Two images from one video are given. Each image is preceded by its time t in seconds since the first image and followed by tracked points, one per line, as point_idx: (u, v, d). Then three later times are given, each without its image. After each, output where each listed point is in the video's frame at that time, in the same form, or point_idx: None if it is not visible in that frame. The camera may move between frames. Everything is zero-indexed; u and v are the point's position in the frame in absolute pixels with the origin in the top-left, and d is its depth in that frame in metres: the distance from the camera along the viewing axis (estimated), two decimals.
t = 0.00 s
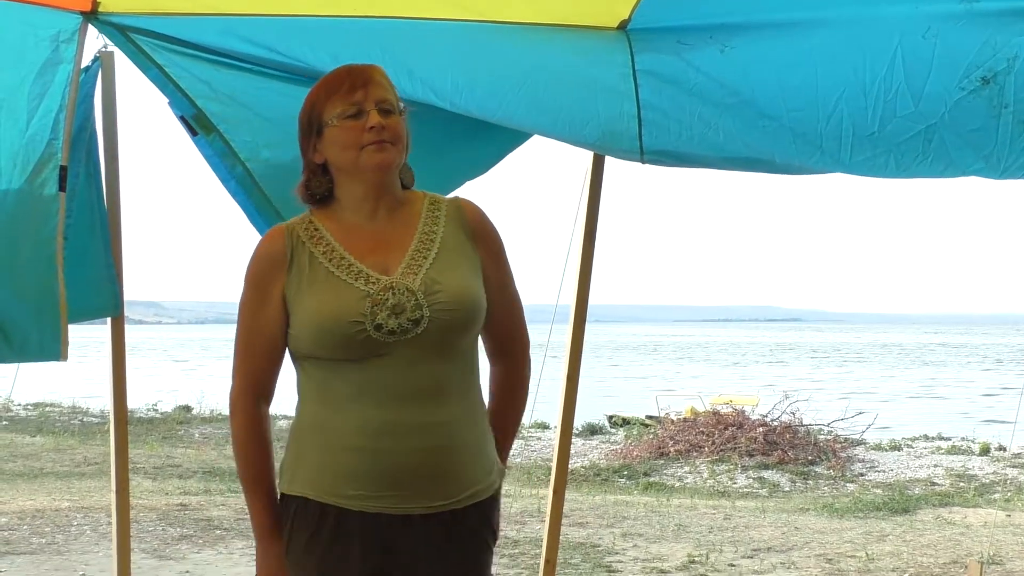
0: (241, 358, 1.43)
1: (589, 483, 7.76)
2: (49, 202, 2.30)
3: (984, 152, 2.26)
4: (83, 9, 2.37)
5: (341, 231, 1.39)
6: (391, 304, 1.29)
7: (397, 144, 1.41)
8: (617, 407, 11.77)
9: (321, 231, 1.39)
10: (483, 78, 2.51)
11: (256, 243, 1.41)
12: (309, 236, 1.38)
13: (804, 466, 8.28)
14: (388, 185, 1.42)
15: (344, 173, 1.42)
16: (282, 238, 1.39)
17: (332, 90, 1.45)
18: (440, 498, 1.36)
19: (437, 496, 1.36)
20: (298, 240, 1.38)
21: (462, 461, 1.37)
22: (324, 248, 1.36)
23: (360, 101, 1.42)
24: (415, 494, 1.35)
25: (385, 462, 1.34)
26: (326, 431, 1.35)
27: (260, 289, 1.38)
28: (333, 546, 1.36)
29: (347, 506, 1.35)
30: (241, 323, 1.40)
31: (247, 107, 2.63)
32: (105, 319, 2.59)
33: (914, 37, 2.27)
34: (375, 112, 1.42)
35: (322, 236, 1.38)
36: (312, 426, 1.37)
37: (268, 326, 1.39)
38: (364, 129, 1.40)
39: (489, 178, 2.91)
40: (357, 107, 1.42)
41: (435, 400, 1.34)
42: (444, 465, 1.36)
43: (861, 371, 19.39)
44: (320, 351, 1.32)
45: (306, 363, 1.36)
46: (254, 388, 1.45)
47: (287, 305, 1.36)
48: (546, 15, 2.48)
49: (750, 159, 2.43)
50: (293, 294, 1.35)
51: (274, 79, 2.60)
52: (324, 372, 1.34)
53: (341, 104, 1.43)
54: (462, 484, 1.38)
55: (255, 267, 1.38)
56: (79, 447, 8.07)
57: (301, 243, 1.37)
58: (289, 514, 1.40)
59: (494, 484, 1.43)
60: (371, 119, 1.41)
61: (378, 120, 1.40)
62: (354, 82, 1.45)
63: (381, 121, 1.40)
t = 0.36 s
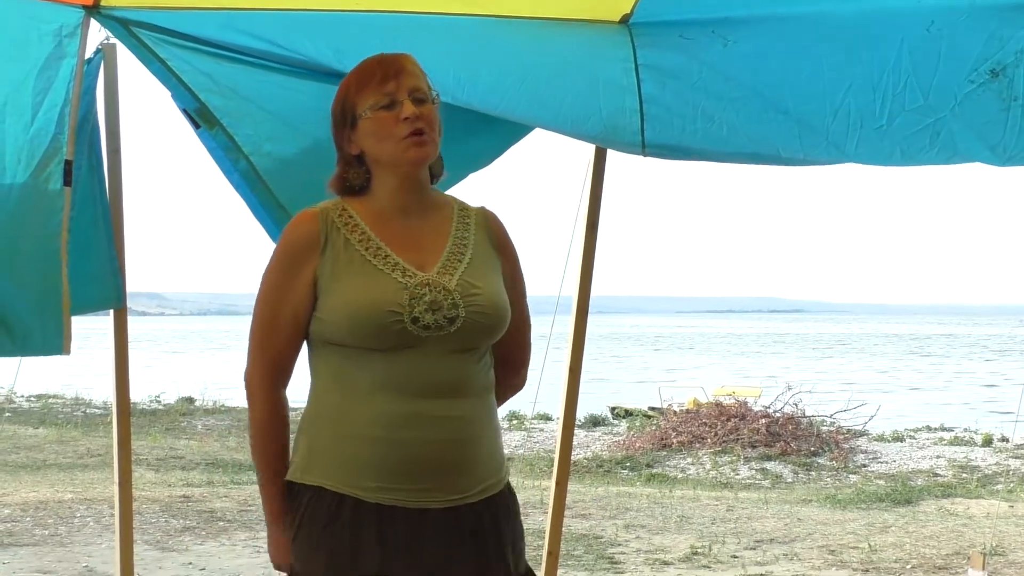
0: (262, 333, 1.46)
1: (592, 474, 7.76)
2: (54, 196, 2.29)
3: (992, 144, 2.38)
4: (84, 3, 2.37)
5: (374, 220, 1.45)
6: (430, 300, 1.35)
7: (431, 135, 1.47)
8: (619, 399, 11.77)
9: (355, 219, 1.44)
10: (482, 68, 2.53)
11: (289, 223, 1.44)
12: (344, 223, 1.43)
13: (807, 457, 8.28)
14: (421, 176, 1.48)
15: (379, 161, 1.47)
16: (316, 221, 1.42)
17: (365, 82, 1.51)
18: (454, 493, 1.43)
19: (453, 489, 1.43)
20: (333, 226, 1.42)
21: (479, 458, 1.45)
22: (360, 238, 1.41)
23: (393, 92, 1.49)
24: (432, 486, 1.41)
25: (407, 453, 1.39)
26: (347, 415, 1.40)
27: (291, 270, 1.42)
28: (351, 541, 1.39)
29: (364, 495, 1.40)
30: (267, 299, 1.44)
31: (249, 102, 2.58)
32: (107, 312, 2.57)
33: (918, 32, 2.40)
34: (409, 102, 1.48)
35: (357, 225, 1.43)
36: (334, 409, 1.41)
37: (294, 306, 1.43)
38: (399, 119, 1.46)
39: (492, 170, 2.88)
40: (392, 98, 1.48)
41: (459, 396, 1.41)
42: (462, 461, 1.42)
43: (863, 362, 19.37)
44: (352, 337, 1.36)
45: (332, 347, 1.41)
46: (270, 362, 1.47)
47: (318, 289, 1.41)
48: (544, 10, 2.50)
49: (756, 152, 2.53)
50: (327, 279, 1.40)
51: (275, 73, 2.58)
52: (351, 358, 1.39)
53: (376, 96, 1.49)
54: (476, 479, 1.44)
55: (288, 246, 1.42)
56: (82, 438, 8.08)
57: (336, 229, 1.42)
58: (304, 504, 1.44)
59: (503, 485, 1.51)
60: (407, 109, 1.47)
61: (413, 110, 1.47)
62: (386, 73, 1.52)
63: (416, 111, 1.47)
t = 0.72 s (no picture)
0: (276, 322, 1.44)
1: (595, 465, 7.76)
2: (59, 190, 2.26)
3: (993, 136, 2.46)
4: None
5: (390, 213, 1.45)
6: (446, 294, 1.38)
7: (445, 130, 1.47)
8: (622, 390, 11.77)
9: (373, 210, 1.45)
10: (483, 61, 2.55)
11: (307, 211, 1.44)
12: (361, 214, 1.44)
13: (810, 447, 8.27)
14: (436, 170, 1.49)
15: (395, 157, 1.48)
16: (335, 209, 1.43)
17: (378, 76, 1.50)
18: (459, 483, 1.46)
19: (460, 480, 1.46)
20: (351, 215, 1.43)
21: (487, 450, 1.48)
22: (377, 229, 1.43)
23: (406, 88, 1.48)
24: (440, 476, 1.44)
25: (417, 442, 1.42)
26: (359, 403, 1.42)
27: (308, 256, 1.42)
28: (356, 531, 1.42)
29: (374, 485, 1.42)
30: (280, 289, 1.42)
31: (254, 93, 2.55)
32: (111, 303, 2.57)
33: (921, 24, 2.42)
34: (422, 97, 1.48)
35: (375, 216, 1.44)
36: (346, 398, 1.43)
37: (306, 294, 1.42)
38: (413, 116, 1.46)
39: (496, 161, 2.88)
40: (404, 95, 1.48)
41: (470, 388, 1.44)
42: (469, 453, 1.45)
43: (866, 353, 19.36)
44: (368, 327, 1.38)
45: (346, 338, 1.42)
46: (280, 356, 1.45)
47: (335, 277, 1.41)
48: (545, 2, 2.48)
49: (757, 143, 2.59)
50: (344, 268, 1.41)
51: (279, 65, 2.56)
52: (365, 347, 1.41)
53: (388, 92, 1.49)
54: (483, 472, 1.47)
55: (306, 232, 1.42)
56: (84, 429, 8.09)
57: (355, 218, 1.43)
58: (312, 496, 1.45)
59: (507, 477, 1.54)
60: (420, 105, 1.47)
61: (426, 106, 1.46)
62: (400, 67, 1.51)
63: (429, 107, 1.47)
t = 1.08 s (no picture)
0: (291, 309, 1.46)
1: (596, 455, 7.76)
2: (64, 181, 2.31)
3: (994, 125, 2.46)
4: None
5: (403, 203, 1.48)
6: (457, 284, 1.39)
7: (452, 121, 1.50)
8: (623, 380, 11.77)
9: (387, 199, 1.47)
10: (486, 51, 2.53)
11: (322, 198, 1.47)
12: (376, 203, 1.46)
13: (811, 437, 8.27)
14: (447, 161, 1.52)
15: (404, 150, 1.51)
16: (349, 198, 1.46)
17: (384, 75, 1.54)
18: (467, 471, 1.49)
19: (466, 468, 1.48)
20: (365, 205, 1.46)
21: (494, 439, 1.50)
22: (391, 218, 1.45)
23: (411, 84, 1.52)
24: (445, 464, 1.47)
25: (421, 431, 1.44)
26: (371, 390, 1.44)
27: (322, 244, 1.44)
28: (361, 516, 1.46)
29: (378, 471, 1.46)
30: (294, 275, 1.45)
31: (256, 83, 2.53)
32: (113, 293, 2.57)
33: (921, 13, 2.41)
34: (427, 90, 1.51)
35: (389, 206, 1.46)
36: (358, 384, 1.46)
37: (320, 282, 1.44)
38: (418, 111, 1.49)
39: (498, 151, 2.87)
40: (409, 90, 1.52)
41: (478, 378, 1.46)
42: (478, 441, 1.48)
43: (867, 343, 19.35)
44: (379, 315, 1.40)
45: (358, 326, 1.45)
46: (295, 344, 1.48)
47: (348, 265, 1.43)
48: None
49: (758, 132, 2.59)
50: (357, 257, 1.43)
51: (279, 54, 2.54)
52: (377, 335, 1.43)
53: (393, 89, 1.52)
54: (488, 460, 1.50)
55: (320, 220, 1.45)
56: (87, 419, 8.11)
57: (368, 208, 1.45)
58: (318, 475, 1.49)
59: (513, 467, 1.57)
60: (423, 99, 1.50)
61: (430, 100, 1.49)
62: (403, 63, 1.54)
63: (434, 100, 1.50)
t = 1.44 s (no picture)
0: (298, 298, 1.46)
1: (595, 447, 7.76)
2: (66, 173, 2.31)
3: (998, 115, 2.46)
4: None
5: (412, 194, 1.47)
6: (467, 274, 1.39)
7: (457, 112, 1.50)
8: (622, 371, 11.77)
9: (396, 191, 1.47)
10: (485, 45, 2.55)
11: (331, 190, 1.47)
12: (384, 194, 1.46)
13: (810, 429, 8.28)
14: (454, 152, 1.51)
15: (409, 142, 1.51)
16: (359, 189, 1.46)
17: (388, 69, 1.54)
18: (474, 464, 1.48)
19: (472, 461, 1.47)
20: (374, 196, 1.45)
21: (501, 432, 1.49)
22: (400, 210, 1.44)
23: (414, 76, 1.52)
24: (451, 457, 1.46)
25: (429, 423, 1.44)
26: (378, 381, 1.44)
27: (330, 235, 1.43)
28: (361, 509, 1.45)
29: (386, 462, 1.45)
30: (303, 266, 1.44)
31: (254, 75, 2.52)
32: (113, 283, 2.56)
33: (924, 4, 2.38)
34: (430, 82, 1.51)
35: (398, 197, 1.46)
36: (365, 376, 1.45)
37: (327, 273, 1.44)
38: (422, 104, 1.49)
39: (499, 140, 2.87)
40: (413, 83, 1.51)
41: (486, 370, 1.45)
42: (487, 433, 1.47)
43: (866, 334, 19.36)
44: (388, 306, 1.40)
45: (365, 316, 1.44)
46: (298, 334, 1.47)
47: (356, 256, 1.43)
48: None
49: (760, 123, 2.62)
50: (365, 247, 1.42)
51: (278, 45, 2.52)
52: (386, 326, 1.42)
53: (397, 82, 1.52)
54: (494, 453, 1.49)
55: (327, 212, 1.44)
56: (85, 411, 8.11)
57: (377, 199, 1.45)
58: (319, 465, 1.48)
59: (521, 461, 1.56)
60: (427, 91, 1.50)
61: (434, 93, 1.49)
62: (407, 56, 1.54)
63: (438, 92, 1.50)
